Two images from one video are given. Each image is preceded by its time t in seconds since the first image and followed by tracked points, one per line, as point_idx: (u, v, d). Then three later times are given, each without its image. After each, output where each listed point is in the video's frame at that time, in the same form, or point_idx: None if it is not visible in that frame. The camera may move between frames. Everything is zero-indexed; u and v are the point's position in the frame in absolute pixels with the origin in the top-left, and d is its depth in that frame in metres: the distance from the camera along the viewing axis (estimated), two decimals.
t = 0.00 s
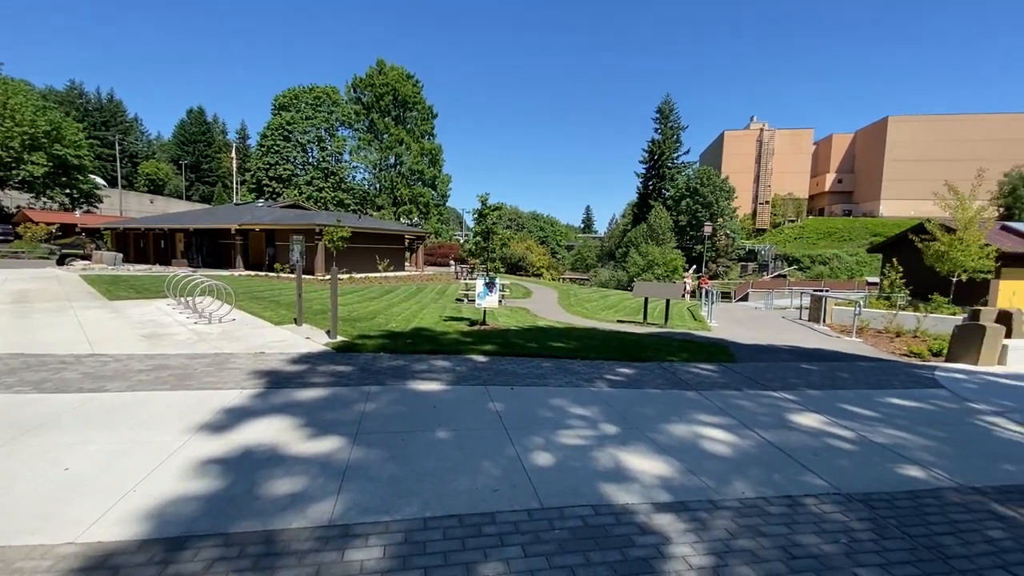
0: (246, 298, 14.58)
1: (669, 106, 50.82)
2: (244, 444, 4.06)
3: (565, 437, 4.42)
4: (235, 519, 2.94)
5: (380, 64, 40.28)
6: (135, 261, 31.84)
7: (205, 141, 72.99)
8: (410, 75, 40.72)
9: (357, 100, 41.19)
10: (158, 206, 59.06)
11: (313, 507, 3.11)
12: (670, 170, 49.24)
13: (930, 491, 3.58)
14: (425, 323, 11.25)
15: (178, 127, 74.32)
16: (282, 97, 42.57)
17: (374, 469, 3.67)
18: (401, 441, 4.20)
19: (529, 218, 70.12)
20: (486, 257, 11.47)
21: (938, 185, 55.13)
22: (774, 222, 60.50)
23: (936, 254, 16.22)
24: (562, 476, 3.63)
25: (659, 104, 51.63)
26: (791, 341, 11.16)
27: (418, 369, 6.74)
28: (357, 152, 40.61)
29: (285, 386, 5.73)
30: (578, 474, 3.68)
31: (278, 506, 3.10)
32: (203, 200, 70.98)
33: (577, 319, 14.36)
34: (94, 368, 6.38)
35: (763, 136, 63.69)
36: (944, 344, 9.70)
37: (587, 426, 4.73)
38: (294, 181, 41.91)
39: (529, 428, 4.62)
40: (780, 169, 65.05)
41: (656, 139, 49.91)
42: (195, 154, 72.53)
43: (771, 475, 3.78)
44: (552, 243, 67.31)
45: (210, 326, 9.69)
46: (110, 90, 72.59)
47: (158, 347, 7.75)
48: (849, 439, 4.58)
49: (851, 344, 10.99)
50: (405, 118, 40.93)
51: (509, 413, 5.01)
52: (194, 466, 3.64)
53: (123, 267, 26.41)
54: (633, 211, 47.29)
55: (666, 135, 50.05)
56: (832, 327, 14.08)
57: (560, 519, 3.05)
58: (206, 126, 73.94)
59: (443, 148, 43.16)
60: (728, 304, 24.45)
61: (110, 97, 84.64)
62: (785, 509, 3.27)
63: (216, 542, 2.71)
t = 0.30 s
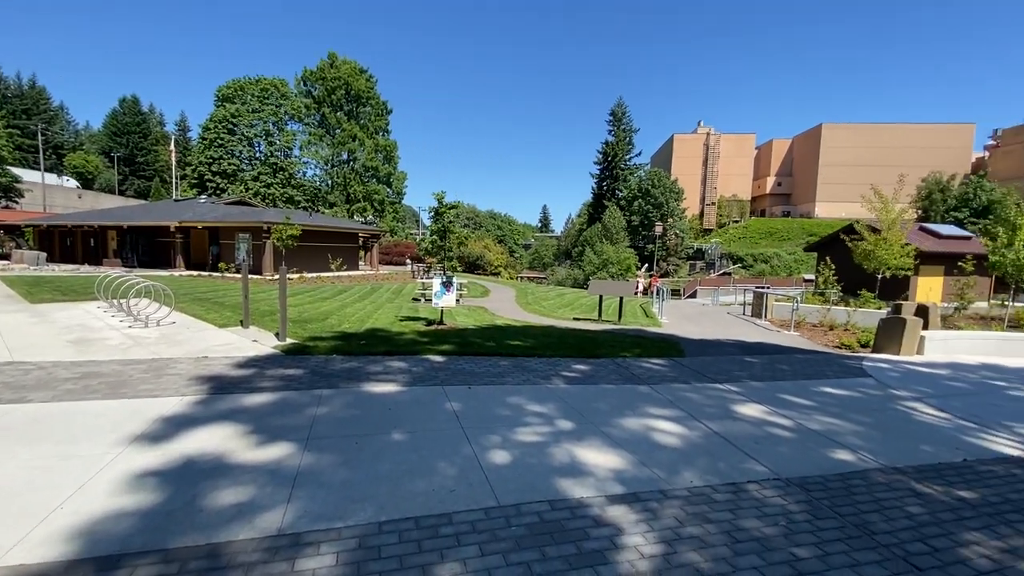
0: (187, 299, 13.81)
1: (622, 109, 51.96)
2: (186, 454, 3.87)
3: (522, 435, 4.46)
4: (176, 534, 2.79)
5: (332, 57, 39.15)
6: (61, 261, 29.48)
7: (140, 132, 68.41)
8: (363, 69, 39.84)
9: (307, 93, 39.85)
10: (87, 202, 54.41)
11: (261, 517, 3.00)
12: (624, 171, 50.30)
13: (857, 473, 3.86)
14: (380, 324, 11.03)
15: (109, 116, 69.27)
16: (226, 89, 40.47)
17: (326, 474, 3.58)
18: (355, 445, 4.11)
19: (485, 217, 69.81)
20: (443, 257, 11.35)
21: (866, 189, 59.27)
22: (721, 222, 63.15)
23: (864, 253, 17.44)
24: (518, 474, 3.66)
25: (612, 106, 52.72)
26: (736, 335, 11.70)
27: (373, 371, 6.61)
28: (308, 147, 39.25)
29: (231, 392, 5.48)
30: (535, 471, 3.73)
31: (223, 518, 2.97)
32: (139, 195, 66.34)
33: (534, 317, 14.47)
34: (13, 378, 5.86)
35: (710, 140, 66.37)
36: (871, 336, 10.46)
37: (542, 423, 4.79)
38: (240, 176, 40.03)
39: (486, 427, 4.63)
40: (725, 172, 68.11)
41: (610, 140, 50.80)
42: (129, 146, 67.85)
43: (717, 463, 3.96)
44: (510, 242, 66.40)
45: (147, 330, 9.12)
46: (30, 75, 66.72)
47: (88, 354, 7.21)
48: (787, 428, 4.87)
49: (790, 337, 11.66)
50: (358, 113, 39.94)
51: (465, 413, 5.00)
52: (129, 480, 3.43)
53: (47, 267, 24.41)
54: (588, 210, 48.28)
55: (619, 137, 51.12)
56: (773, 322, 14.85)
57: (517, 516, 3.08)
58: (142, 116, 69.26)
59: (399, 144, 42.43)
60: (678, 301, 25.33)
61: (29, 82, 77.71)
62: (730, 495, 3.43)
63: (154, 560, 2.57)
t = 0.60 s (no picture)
0: (125, 302, 12.98)
1: (580, 111, 52.59)
2: (124, 466, 3.64)
3: (482, 434, 4.47)
4: (112, 552, 2.64)
5: (283, 49, 37.79)
6: None
7: (71, 122, 63.50)
8: (317, 63, 38.71)
9: (257, 86, 38.32)
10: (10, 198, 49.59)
11: (207, 528, 2.88)
12: (582, 171, 50.83)
13: (798, 459, 4.08)
14: (336, 325, 10.74)
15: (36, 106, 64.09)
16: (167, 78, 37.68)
17: (277, 481, 3.47)
18: (308, 450, 4.00)
19: (445, 216, 68.91)
20: (401, 256, 11.14)
21: (807, 191, 62.63)
22: (675, 223, 65.11)
23: (805, 252, 18.43)
24: (477, 473, 3.66)
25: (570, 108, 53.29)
26: (689, 331, 12.11)
27: (328, 373, 6.44)
28: (258, 141, 37.68)
29: (174, 398, 5.20)
30: (493, 469, 3.74)
31: (165, 532, 2.83)
32: (71, 190, 61.79)
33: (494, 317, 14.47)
34: None
35: (663, 143, 68.36)
36: (811, 330, 11.08)
37: (502, 421, 4.81)
38: (184, 172, 37.79)
39: (444, 426, 4.61)
40: (678, 174, 70.38)
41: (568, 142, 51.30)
42: (59, 138, 62.99)
43: (669, 455, 4.09)
44: (471, 241, 65.59)
45: (80, 336, 8.51)
46: None
47: (11, 362, 6.64)
48: (735, 418, 5.09)
49: (739, 332, 12.19)
50: (311, 108, 38.76)
51: (423, 414, 4.96)
52: (59, 496, 3.21)
53: None
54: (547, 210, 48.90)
55: (577, 138, 51.75)
56: (723, 317, 15.45)
57: (475, 515, 3.08)
58: (73, 106, 64.48)
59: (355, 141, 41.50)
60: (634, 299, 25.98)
61: None
62: (681, 485, 3.56)
63: None
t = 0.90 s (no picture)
0: (57, 305, 12.12)
1: (541, 111, 52.84)
2: (56, 480, 3.41)
3: (441, 434, 4.44)
4: (41, 572, 2.46)
5: (234, 40, 36.22)
6: None
7: None
8: (270, 55, 37.34)
9: (205, 77, 36.60)
10: None
11: (148, 543, 2.73)
12: (544, 171, 50.88)
13: (747, 449, 4.27)
14: (291, 327, 10.40)
15: None
16: (105, 66, 34.99)
17: (226, 490, 3.34)
18: (260, 456, 3.87)
19: (406, 215, 67.69)
20: (359, 255, 10.89)
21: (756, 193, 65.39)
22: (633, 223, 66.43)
23: (754, 251, 19.26)
24: (436, 474, 3.64)
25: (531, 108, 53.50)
26: (647, 328, 12.43)
27: (282, 377, 6.23)
28: (207, 135, 35.88)
29: (113, 407, 4.91)
30: (452, 469, 3.72)
31: (102, 548, 2.67)
32: None
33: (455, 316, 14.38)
34: None
35: (622, 144, 69.75)
36: (760, 325, 11.60)
37: (462, 421, 4.80)
38: (125, 165, 34.94)
39: (402, 428, 4.56)
40: (636, 174, 71.95)
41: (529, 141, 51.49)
42: None
43: (625, 449, 4.19)
44: (432, 240, 64.46)
45: (6, 342, 7.89)
46: None
47: None
48: (688, 412, 5.28)
49: (693, 329, 12.60)
50: (264, 102, 37.37)
51: (382, 416, 4.88)
52: None
53: None
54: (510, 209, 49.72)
55: (538, 138, 52.08)
56: (679, 314, 15.92)
57: (433, 516, 3.07)
58: None
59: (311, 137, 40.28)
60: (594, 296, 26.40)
61: None
62: (637, 478, 3.66)
63: None
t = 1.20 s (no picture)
0: None
1: (502, 111, 52.80)
2: None
3: (401, 435, 4.40)
4: None
5: (179, 27, 34.43)
6: None
7: None
8: (220, 45, 35.72)
9: (147, 66, 34.57)
10: None
11: (86, 559, 2.59)
12: (506, 171, 50.92)
13: (699, 441, 4.44)
14: (243, 329, 10.00)
15: None
16: (36, 51, 32.36)
17: (172, 501, 3.19)
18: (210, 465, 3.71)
19: (365, 212, 66.09)
20: (315, 254, 10.59)
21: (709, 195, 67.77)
22: (593, 222, 67.44)
23: (707, 250, 19.96)
24: (395, 476, 3.60)
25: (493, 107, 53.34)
26: (606, 326, 12.66)
27: (233, 381, 5.99)
28: (150, 128, 33.67)
29: (46, 417, 4.59)
30: (412, 471, 3.69)
31: (33, 566, 2.51)
32: None
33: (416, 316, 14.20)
34: None
35: (582, 145, 70.82)
36: (712, 322, 12.05)
37: (423, 422, 4.76)
38: (58, 158, 32.33)
39: (360, 431, 4.48)
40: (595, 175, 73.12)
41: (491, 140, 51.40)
42: None
43: (584, 444, 4.27)
44: (393, 240, 63.32)
45: None
46: None
47: None
48: (645, 406, 5.43)
49: (650, 325, 12.96)
50: (213, 94, 35.79)
51: (340, 418, 4.78)
52: None
53: None
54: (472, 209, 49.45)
55: (499, 137, 52.04)
56: (637, 312, 16.30)
57: (392, 519, 3.03)
58: None
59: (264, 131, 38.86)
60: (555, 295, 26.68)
61: None
62: (595, 472, 3.74)
63: None
